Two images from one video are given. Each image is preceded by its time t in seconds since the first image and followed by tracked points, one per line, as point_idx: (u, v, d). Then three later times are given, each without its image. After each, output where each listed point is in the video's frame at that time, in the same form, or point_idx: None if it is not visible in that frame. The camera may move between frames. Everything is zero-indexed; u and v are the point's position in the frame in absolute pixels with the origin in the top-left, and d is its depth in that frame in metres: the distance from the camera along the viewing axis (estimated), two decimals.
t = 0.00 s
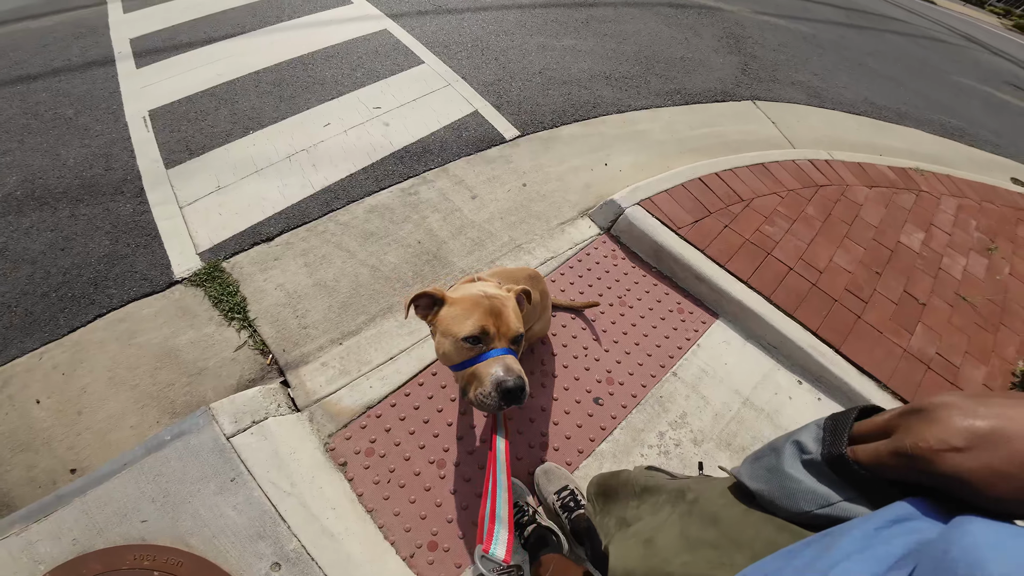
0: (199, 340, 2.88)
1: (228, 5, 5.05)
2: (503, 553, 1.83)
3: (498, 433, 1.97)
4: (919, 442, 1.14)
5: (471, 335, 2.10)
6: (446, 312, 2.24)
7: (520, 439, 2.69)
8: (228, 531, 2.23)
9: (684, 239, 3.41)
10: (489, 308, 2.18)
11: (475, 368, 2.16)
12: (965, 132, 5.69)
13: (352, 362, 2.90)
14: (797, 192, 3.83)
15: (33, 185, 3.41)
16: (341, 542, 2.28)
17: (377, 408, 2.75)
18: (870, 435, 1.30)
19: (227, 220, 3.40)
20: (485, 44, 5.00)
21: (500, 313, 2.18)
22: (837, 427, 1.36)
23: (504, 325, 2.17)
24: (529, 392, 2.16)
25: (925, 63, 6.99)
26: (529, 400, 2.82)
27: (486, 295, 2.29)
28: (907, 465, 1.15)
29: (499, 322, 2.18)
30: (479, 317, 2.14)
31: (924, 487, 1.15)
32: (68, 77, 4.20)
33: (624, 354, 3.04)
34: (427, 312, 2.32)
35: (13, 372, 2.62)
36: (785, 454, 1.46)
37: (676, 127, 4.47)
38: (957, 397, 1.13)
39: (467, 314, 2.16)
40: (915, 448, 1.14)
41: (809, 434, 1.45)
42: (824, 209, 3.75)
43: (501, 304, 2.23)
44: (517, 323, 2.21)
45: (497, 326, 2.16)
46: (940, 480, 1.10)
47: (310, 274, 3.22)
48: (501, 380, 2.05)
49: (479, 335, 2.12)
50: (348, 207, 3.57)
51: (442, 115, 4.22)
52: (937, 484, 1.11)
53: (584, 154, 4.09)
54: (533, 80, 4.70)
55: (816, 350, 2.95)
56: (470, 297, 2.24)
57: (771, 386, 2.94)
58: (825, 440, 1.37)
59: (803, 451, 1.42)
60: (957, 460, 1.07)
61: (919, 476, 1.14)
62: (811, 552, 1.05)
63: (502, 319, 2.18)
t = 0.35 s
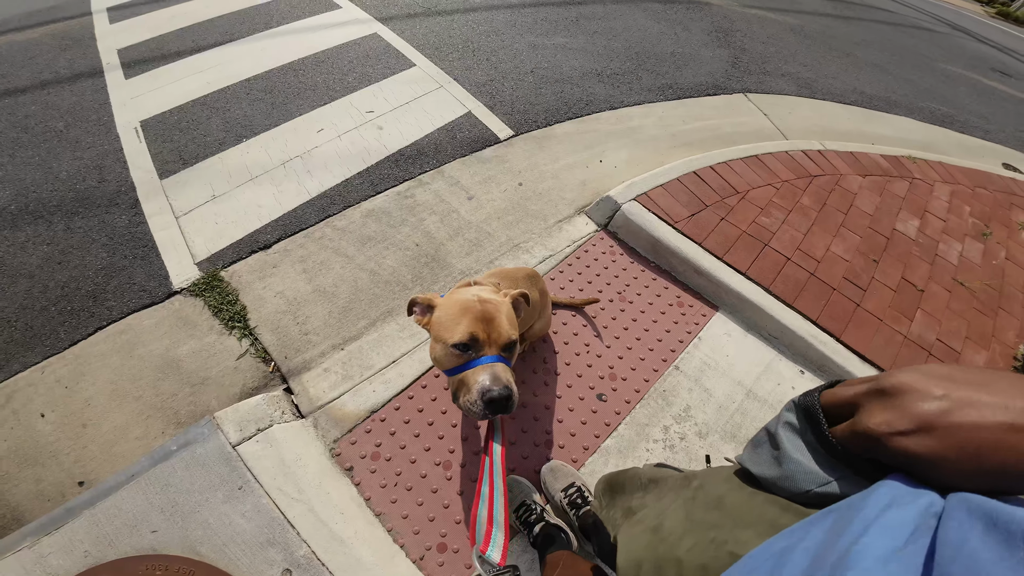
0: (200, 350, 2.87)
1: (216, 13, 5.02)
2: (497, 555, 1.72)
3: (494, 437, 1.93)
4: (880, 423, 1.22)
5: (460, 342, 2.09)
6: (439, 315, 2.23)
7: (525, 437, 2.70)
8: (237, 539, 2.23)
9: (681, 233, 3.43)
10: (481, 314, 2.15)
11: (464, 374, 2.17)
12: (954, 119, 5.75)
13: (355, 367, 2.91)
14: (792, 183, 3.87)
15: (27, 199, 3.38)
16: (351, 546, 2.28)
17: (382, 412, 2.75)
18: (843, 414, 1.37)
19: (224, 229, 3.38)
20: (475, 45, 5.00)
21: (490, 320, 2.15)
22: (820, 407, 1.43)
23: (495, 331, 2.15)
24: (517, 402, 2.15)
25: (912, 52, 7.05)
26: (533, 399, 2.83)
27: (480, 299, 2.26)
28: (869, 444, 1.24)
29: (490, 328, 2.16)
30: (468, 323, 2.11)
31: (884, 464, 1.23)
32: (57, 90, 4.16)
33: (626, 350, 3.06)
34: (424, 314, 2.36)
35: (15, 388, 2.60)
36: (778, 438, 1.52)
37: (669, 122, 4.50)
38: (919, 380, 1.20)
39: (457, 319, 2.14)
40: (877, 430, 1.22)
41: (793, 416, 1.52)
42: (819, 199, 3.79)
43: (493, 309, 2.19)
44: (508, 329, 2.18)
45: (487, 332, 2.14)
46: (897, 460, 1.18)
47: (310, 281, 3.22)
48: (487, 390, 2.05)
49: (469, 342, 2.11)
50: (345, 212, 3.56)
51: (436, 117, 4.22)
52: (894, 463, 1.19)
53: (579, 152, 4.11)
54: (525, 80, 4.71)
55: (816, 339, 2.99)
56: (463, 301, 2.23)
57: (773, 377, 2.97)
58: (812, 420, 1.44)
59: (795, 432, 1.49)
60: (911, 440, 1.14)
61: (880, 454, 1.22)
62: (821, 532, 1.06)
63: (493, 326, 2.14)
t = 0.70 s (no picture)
0: (206, 351, 2.88)
1: (220, 15, 5.03)
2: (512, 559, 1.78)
3: (502, 440, 1.91)
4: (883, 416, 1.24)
5: (466, 346, 2.10)
6: (444, 318, 2.24)
7: (531, 437, 2.71)
8: (244, 540, 2.24)
9: (686, 233, 3.44)
10: (486, 317, 2.16)
11: (471, 378, 2.17)
12: (958, 119, 5.75)
13: (360, 367, 2.91)
14: (795, 183, 3.88)
15: (32, 200, 3.39)
16: (357, 547, 2.29)
17: (387, 412, 2.76)
18: (847, 408, 1.39)
19: (228, 230, 3.39)
20: (478, 46, 5.01)
21: (496, 323, 2.16)
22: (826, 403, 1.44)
23: (501, 334, 2.15)
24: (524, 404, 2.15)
25: (914, 51, 7.06)
26: (538, 400, 2.84)
27: (485, 301, 2.27)
28: (873, 436, 1.26)
29: (496, 331, 2.17)
30: (474, 326, 2.12)
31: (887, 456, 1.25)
32: (61, 91, 4.17)
33: (631, 350, 3.07)
34: (429, 317, 2.36)
35: (22, 389, 2.61)
36: (784, 430, 1.55)
37: (672, 122, 4.51)
38: (922, 373, 1.22)
39: (463, 322, 2.14)
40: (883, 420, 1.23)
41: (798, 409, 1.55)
42: (823, 199, 3.80)
43: (499, 312, 2.20)
44: (514, 331, 2.19)
45: (492, 336, 2.14)
46: (902, 450, 1.19)
47: (314, 282, 3.23)
48: (495, 395, 2.05)
49: (476, 345, 2.12)
50: (349, 213, 3.57)
51: (439, 118, 4.23)
52: (898, 454, 1.20)
53: (582, 152, 4.12)
54: (528, 80, 4.73)
55: (822, 339, 3.00)
56: (468, 304, 2.24)
57: (779, 377, 2.98)
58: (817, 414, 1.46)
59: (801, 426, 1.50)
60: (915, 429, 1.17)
61: (883, 446, 1.24)
62: (835, 526, 1.06)
63: (499, 329, 2.15)
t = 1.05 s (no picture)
0: (209, 346, 2.88)
1: (228, 11, 5.03)
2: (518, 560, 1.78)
3: (508, 441, 1.94)
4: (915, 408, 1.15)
5: (479, 345, 2.10)
6: (454, 318, 2.24)
7: (534, 437, 2.71)
8: (245, 536, 2.23)
9: (692, 235, 3.44)
10: (498, 316, 2.16)
11: (482, 378, 2.17)
12: (967, 124, 5.73)
13: (363, 364, 2.91)
14: (803, 186, 3.87)
15: (38, 193, 3.39)
16: (358, 545, 2.29)
17: (389, 410, 2.76)
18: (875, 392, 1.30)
19: (233, 226, 3.39)
20: (485, 44, 5.01)
21: (507, 322, 2.16)
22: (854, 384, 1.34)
23: (512, 334, 2.16)
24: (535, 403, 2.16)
25: (923, 56, 7.04)
26: (542, 400, 2.84)
27: (495, 301, 2.28)
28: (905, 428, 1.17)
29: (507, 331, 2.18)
30: (486, 325, 2.12)
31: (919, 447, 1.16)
32: (69, 85, 4.17)
33: (635, 352, 3.07)
34: (438, 317, 2.36)
35: (25, 382, 2.62)
36: (800, 411, 1.48)
37: (679, 123, 4.50)
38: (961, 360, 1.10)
39: (474, 322, 2.15)
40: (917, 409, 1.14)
41: (821, 391, 1.46)
42: (830, 202, 3.80)
43: (510, 312, 2.21)
44: (525, 331, 2.20)
45: (504, 335, 2.15)
46: (936, 440, 1.10)
47: (319, 278, 3.23)
48: (508, 394, 2.05)
49: (488, 345, 2.12)
50: (354, 210, 3.57)
51: (445, 116, 4.23)
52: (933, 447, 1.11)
53: (588, 152, 4.12)
54: (535, 79, 4.72)
55: (828, 343, 2.99)
56: (479, 303, 2.24)
57: (784, 380, 2.98)
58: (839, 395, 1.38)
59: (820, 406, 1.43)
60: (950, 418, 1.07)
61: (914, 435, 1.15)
62: (846, 524, 1.05)
63: (510, 328, 2.16)
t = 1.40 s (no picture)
0: (211, 338, 2.87)
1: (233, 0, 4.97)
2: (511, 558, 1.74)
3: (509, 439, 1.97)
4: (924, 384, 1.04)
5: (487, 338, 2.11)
6: (463, 311, 2.24)
7: (535, 435, 2.73)
8: (245, 529, 2.23)
9: (696, 236, 3.45)
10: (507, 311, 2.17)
11: (489, 371, 2.18)
12: (972, 130, 5.74)
13: (365, 359, 2.91)
14: (808, 189, 3.89)
15: (38, 181, 3.35)
16: (359, 539, 2.29)
17: (391, 405, 2.76)
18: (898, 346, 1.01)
19: (236, 217, 3.37)
20: (493, 39, 4.97)
21: (515, 317, 2.17)
22: (864, 379, 1.27)
23: (521, 329, 2.17)
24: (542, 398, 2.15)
25: (930, 60, 7.04)
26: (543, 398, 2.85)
27: (504, 295, 2.29)
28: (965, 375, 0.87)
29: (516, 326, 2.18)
30: (494, 319, 2.13)
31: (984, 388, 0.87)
32: (72, 73, 4.11)
33: (637, 352, 3.08)
34: (444, 311, 2.36)
35: (24, 372, 2.60)
36: (816, 415, 1.45)
37: (684, 123, 4.50)
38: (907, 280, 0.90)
39: (482, 315, 2.16)
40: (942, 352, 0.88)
41: (837, 394, 1.40)
42: (835, 206, 3.81)
43: (519, 307, 2.21)
44: (533, 326, 2.21)
45: (512, 329, 2.15)
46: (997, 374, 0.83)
47: (321, 271, 3.21)
48: (516, 387, 2.06)
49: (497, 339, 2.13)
50: (358, 204, 3.55)
51: (450, 110, 4.20)
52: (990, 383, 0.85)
53: (594, 150, 4.11)
54: (541, 76, 4.70)
55: (829, 346, 3.01)
56: (488, 297, 2.25)
57: (784, 382, 2.99)
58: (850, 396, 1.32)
59: (835, 408, 1.39)
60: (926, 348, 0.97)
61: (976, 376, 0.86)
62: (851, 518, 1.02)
63: (519, 323, 2.16)
